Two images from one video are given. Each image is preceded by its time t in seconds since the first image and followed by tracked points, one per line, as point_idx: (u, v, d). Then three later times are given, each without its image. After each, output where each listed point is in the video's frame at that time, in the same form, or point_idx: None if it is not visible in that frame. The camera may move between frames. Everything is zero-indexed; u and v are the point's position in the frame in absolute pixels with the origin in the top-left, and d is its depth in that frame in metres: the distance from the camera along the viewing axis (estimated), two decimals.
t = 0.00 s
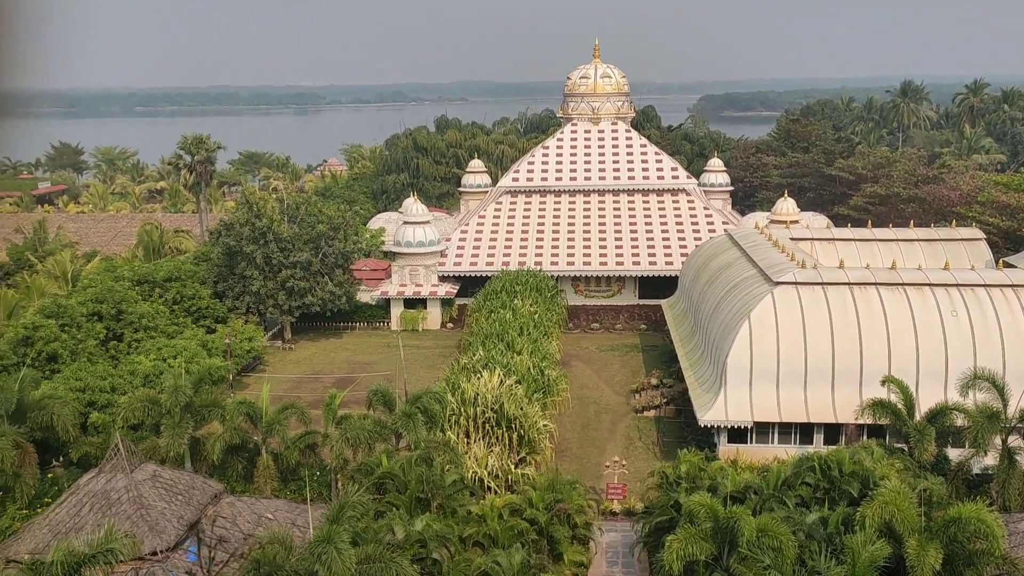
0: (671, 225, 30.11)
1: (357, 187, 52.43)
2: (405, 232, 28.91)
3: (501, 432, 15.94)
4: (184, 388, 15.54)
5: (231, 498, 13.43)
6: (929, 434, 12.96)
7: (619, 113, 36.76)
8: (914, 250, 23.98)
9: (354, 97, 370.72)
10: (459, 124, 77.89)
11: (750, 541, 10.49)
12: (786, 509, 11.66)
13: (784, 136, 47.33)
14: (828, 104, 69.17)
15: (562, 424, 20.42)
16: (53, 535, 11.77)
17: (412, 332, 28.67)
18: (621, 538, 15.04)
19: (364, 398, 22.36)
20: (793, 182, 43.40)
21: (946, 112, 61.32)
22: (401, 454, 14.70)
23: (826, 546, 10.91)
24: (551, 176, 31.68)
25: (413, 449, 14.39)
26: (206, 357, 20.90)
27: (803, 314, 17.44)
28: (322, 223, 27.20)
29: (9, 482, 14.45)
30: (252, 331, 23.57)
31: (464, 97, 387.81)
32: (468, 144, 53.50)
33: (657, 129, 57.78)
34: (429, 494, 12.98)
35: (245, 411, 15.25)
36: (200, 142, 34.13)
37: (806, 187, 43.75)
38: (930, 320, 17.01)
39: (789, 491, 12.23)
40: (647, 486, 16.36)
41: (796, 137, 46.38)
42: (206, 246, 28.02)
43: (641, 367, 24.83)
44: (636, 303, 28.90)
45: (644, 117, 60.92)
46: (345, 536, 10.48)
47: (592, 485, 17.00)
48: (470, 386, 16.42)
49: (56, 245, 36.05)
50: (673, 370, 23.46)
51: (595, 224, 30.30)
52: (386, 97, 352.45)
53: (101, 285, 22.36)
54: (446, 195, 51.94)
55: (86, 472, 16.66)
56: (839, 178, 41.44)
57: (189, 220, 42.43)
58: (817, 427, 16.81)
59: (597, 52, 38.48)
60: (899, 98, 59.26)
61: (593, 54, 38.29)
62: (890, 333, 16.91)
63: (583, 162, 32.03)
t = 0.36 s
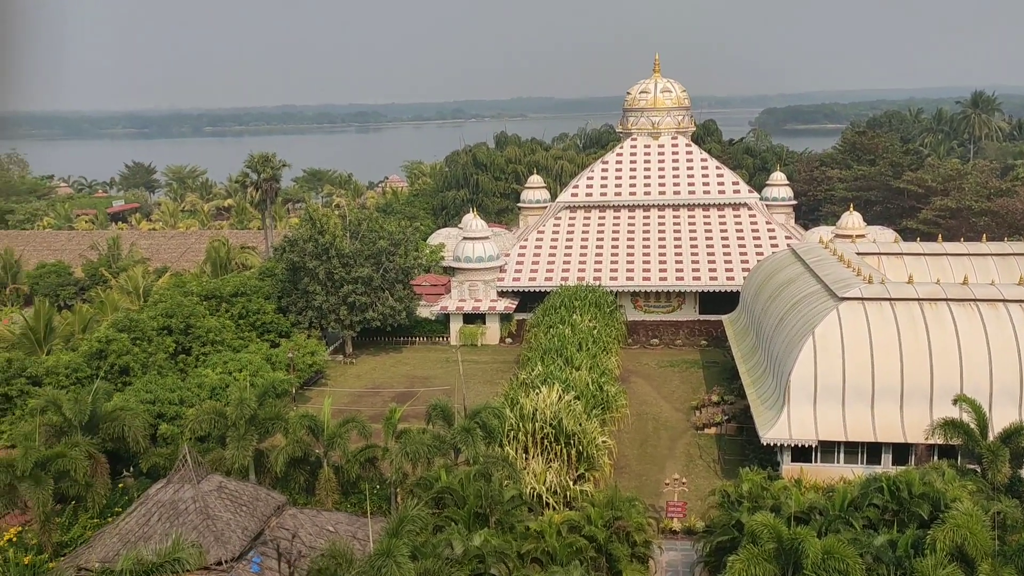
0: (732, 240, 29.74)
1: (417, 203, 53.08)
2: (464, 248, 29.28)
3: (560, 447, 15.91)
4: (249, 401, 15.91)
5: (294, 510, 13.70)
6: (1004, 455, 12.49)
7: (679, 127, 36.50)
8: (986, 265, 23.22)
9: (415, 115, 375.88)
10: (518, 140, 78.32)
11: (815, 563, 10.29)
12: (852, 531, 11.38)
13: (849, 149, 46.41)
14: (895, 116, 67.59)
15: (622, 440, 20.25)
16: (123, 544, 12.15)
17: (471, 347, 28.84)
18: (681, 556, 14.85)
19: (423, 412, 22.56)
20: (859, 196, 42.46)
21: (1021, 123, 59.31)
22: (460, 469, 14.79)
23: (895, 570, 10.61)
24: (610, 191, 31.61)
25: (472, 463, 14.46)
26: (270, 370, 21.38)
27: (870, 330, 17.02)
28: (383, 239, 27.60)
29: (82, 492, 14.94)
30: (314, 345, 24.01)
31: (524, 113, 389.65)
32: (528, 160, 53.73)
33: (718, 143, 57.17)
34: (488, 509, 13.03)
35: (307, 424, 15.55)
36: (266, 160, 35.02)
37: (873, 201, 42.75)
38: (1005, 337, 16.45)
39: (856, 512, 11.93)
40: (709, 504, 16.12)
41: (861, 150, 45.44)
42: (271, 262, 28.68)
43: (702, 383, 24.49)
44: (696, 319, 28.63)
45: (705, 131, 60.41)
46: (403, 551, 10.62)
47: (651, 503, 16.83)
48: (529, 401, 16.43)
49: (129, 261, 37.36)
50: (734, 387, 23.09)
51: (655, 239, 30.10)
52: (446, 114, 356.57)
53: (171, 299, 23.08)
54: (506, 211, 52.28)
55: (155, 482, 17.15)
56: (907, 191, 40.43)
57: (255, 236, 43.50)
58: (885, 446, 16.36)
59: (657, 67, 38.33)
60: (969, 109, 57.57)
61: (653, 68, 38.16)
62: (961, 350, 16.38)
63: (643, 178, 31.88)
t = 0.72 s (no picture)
0: (766, 248, 29.48)
1: (449, 213, 53.30)
2: (496, 257, 29.34)
3: (592, 457, 15.87)
4: (284, 411, 16.08)
5: (328, 519, 13.82)
6: None
7: (712, 135, 36.31)
8: None
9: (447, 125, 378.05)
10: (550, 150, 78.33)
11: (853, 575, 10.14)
12: (892, 544, 11.19)
13: (885, 156, 45.78)
14: (933, 122, 66.54)
15: (655, 451, 20.13)
16: (160, 552, 12.34)
17: (503, 356, 28.89)
18: (716, 568, 14.69)
19: (456, 422, 22.62)
20: (896, 204, 41.86)
21: None
22: (493, 479, 14.81)
23: None
24: (642, 200, 31.53)
25: (505, 473, 14.48)
26: (305, 380, 21.60)
27: (908, 339, 16.76)
28: (416, 249, 27.78)
29: (120, 499, 15.18)
30: (348, 355, 24.20)
31: (556, 122, 389.98)
32: (560, 169, 53.74)
33: (752, 151, 56.74)
34: (521, 519, 13.04)
35: (341, 433, 15.70)
36: (301, 172, 35.43)
37: (910, 209, 42.10)
38: None
39: (894, 525, 11.75)
40: (744, 516, 15.94)
41: (898, 157, 44.77)
42: (304, 272, 28.96)
43: (737, 394, 24.24)
44: (729, 328, 28.37)
45: (738, 139, 60.00)
46: (436, 560, 10.69)
47: (686, 514, 16.69)
48: (562, 411, 16.43)
49: (166, 271, 38.00)
50: (770, 397, 22.84)
51: (688, 248, 29.95)
52: (478, 125, 358.06)
53: (207, 310, 23.44)
54: (538, 220, 52.31)
55: (192, 490, 17.37)
56: (945, 198, 39.78)
57: (289, 246, 43.96)
58: (924, 457, 16.09)
59: (689, 75, 38.21)
60: (1010, 114, 56.52)
61: (685, 77, 38.04)
62: (1002, 359, 16.08)
63: (675, 186, 31.75)
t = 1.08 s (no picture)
0: (781, 256, 29.36)
1: (464, 221, 53.39)
2: (510, 265, 29.21)
3: (606, 466, 15.83)
4: (298, 418, 16.13)
5: (342, 526, 13.84)
6: None
7: (727, 143, 36.23)
8: None
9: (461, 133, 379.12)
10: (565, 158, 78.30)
11: None
12: (910, 556, 11.09)
13: (901, 164, 45.54)
14: (950, 129, 66.12)
15: (669, 459, 20.04)
16: (175, 558, 12.40)
17: (517, 364, 28.88)
18: None
19: (470, 430, 22.62)
20: (912, 211, 41.59)
21: None
22: (506, 487, 14.79)
23: None
24: (657, 208, 31.47)
25: (518, 481, 14.46)
26: (319, 387, 21.66)
27: (925, 348, 16.63)
28: (430, 256, 27.85)
29: (136, 506, 15.25)
30: (362, 362, 24.25)
31: (570, 130, 389.85)
32: (574, 177, 53.74)
33: (766, 159, 56.59)
34: (534, 527, 13.00)
35: (355, 441, 15.72)
36: (316, 180, 35.59)
37: (927, 217, 41.83)
38: None
39: (912, 535, 11.66)
40: (759, 525, 15.82)
41: (915, 165, 44.50)
42: (319, 280, 29.04)
43: (752, 402, 24.11)
44: (744, 337, 28.33)
45: (753, 147, 59.82)
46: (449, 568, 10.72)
47: (701, 523, 16.59)
48: (575, 419, 16.39)
49: (182, 278, 38.27)
50: (785, 406, 22.70)
51: (702, 256, 29.86)
52: (493, 133, 358.78)
53: (222, 317, 23.57)
54: (552, 228, 52.30)
55: (207, 497, 17.45)
56: (963, 206, 39.49)
57: (304, 254, 44.13)
58: (942, 467, 15.94)
59: (704, 83, 38.16)
60: None
61: (700, 84, 38.00)
62: (1021, 368, 15.93)
63: (690, 194, 31.67)
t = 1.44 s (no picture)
0: (792, 262, 29.28)
1: (473, 226, 53.47)
2: (519, 271, 29.36)
3: (616, 471, 15.80)
4: (308, 423, 16.16)
5: (351, 531, 13.87)
6: None
7: (737, 148, 36.18)
8: None
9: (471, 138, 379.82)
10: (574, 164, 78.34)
11: None
12: (921, 563, 11.05)
13: (913, 169, 45.37)
14: (961, 134, 65.85)
15: (679, 465, 19.99)
16: (185, 562, 12.46)
17: (526, 369, 28.89)
18: None
19: (479, 435, 22.64)
20: (924, 217, 41.41)
21: None
22: (515, 492, 14.80)
23: None
24: (667, 213, 31.43)
25: (528, 487, 14.45)
26: (329, 392, 21.71)
27: (937, 354, 16.53)
28: (440, 261, 27.91)
29: (146, 510, 15.33)
30: (372, 367, 24.31)
31: (580, 136, 390.14)
32: (583, 182, 53.80)
33: (776, 164, 56.49)
34: (544, 533, 13.01)
35: (365, 445, 15.75)
36: (326, 185, 35.72)
37: (938, 222, 41.66)
38: None
39: (924, 543, 11.60)
40: (770, 532, 15.75)
41: (926, 170, 44.32)
42: (329, 285, 29.14)
43: (762, 408, 24.02)
44: (755, 343, 28.20)
45: (763, 152, 59.73)
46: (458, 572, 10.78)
47: (710, 530, 16.54)
48: (585, 424, 16.37)
49: (193, 283, 38.48)
50: (796, 412, 22.63)
51: (712, 261, 29.82)
52: (503, 138, 359.28)
53: (233, 322, 23.68)
54: (562, 233, 52.35)
55: (217, 501, 17.51)
56: (974, 211, 39.32)
57: (314, 259, 44.28)
58: (953, 474, 15.85)
59: (714, 88, 38.12)
60: None
61: (710, 89, 37.97)
62: None
63: (700, 199, 31.62)
